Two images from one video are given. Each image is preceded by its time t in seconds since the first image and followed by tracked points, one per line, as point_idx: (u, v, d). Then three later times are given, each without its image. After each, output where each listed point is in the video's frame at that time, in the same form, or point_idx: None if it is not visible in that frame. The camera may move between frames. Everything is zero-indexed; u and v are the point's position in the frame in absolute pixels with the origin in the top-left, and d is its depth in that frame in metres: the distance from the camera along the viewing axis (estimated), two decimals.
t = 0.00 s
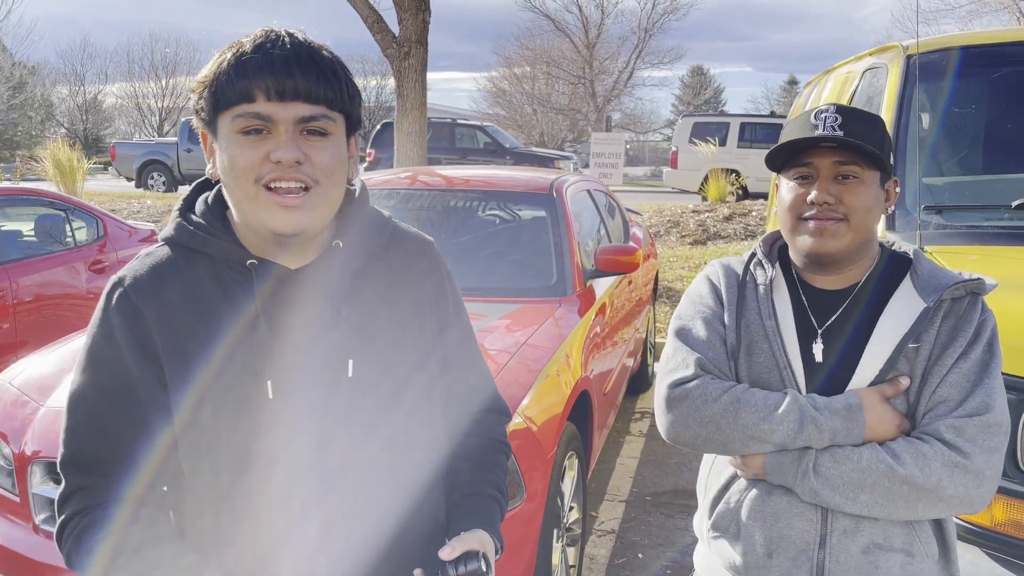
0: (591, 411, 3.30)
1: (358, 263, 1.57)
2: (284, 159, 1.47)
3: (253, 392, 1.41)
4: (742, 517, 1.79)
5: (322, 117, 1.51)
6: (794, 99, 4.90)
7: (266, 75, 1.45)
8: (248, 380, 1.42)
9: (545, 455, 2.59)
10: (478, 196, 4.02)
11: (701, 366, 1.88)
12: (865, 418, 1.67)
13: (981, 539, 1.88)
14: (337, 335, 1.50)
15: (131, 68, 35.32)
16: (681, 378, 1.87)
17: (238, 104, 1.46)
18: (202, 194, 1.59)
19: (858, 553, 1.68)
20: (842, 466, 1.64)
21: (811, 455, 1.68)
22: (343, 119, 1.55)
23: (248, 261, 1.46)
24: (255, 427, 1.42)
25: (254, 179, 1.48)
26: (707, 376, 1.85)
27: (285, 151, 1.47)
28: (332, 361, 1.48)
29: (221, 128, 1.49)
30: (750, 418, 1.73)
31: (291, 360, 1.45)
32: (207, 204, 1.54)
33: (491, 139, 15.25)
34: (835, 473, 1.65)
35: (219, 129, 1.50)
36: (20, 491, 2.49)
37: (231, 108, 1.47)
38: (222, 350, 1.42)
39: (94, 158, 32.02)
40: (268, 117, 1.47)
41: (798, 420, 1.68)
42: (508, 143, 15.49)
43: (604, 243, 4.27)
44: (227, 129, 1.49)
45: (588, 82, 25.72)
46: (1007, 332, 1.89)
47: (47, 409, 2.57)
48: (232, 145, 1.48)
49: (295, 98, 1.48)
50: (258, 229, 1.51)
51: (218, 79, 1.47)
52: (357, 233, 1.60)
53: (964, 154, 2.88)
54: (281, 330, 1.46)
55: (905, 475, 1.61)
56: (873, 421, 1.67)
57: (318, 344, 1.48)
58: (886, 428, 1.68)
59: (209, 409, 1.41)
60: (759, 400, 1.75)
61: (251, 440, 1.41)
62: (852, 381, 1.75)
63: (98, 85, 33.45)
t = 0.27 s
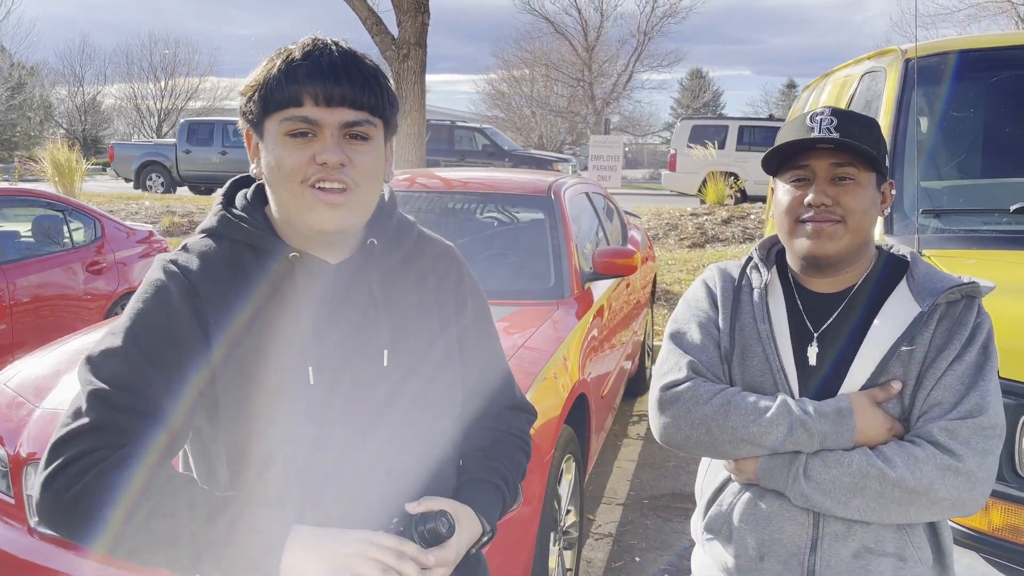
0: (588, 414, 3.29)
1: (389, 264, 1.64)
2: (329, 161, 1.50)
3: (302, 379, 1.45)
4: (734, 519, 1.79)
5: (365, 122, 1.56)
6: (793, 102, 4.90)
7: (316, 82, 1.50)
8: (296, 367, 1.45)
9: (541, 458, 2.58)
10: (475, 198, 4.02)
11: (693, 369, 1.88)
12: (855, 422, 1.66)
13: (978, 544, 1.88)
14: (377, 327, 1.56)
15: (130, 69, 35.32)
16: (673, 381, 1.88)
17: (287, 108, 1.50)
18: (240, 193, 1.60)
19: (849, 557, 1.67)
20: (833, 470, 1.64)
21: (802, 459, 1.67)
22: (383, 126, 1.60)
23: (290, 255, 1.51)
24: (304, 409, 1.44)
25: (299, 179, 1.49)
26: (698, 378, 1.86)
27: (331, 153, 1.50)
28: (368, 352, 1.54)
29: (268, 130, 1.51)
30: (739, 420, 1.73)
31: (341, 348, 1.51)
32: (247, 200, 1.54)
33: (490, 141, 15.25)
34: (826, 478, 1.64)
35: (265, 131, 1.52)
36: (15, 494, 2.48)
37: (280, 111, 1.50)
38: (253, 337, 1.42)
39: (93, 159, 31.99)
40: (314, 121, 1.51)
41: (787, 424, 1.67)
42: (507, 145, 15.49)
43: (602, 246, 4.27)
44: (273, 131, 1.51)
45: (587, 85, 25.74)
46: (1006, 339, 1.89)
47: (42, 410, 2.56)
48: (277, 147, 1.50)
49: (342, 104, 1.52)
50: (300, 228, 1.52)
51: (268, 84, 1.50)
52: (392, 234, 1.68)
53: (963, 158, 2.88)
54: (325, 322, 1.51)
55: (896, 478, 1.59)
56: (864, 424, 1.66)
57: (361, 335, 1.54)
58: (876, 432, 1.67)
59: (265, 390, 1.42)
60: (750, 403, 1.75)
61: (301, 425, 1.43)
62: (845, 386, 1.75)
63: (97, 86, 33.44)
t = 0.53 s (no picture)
0: (586, 415, 3.29)
1: (417, 259, 1.64)
2: (368, 166, 1.52)
3: (330, 369, 1.45)
4: (727, 523, 1.79)
5: (399, 128, 1.57)
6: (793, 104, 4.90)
7: (355, 88, 1.51)
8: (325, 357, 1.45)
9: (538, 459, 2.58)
10: (475, 199, 4.01)
11: (684, 374, 1.88)
12: (845, 425, 1.65)
13: (975, 547, 1.87)
14: (405, 323, 1.56)
15: (130, 68, 35.30)
16: (665, 387, 1.88)
17: (326, 114, 1.51)
18: (274, 188, 1.62)
19: (842, 560, 1.67)
20: (825, 475, 1.63)
21: (793, 464, 1.67)
22: (415, 129, 1.62)
23: (323, 248, 1.51)
24: (330, 399, 1.44)
25: (337, 183, 1.51)
26: (689, 384, 1.86)
27: (368, 158, 1.52)
28: (395, 345, 1.54)
29: (306, 135, 1.53)
30: (729, 426, 1.73)
31: (367, 340, 1.51)
32: (282, 197, 1.57)
33: (490, 142, 15.25)
34: (817, 482, 1.64)
35: (304, 136, 1.54)
36: (11, 492, 2.48)
37: (318, 116, 1.51)
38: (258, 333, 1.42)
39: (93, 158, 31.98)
40: (353, 127, 1.53)
41: (777, 429, 1.67)
42: (507, 146, 15.47)
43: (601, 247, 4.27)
44: (313, 136, 1.53)
45: (587, 86, 25.75)
46: (1004, 342, 1.89)
47: (39, 409, 2.56)
48: (318, 151, 1.52)
49: (378, 110, 1.53)
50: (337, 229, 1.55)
51: (307, 90, 1.51)
52: (421, 232, 1.68)
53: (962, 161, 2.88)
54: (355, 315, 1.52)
55: (887, 481, 1.59)
56: (854, 428, 1.66)
57: (391, 330, 1.54)
58: (866, 435, 1.67)
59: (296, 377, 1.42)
60: (740, 408, 1.75)
61: (327, 412, 1.44)
62: (835, 389, 1.75)
63: (97, 84, 33.41)
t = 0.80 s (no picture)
0: (586, 414, 3.29)
1: (439, 253, 1.63)
2: (374, 159, 1.53)
3: (346, 356, 1.46)
4: (722, 523, 1.79)
5: (405, 120, 1.58)
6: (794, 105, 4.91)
7: (358, 84, 1.53)
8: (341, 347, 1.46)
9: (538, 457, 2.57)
10: (475, 198, 4.01)
11: (679, 374, 1.88)
12: (840, 424, 1.65)
13: (974, 548, 1.87)
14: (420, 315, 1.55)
15: (132, 66, 35.31)
16: (659, 387, 1.87)
17: (333, 112, 1.53)
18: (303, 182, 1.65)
19: (836, 560, 1.67)
20: (821, 474, 1.63)
21: (789, 463, 1.67)
22: (423, 121, 1.62)
23: (346, 242, 1.55)
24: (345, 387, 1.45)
25: (348, 176, 1.53)
26: (684, 384, 1.85)
27: (375, 150, 1.54)
28: (411, 337, 1.53)
29: (319, 133, 1.56)
30: (725, 426, 1.73)
31: (383, 329, 1.51)
32: (311, 192, 1.58)
33: (491, 142, 15.25)
34: (813, 482, 1.63)
35: (318, 135, 1.57)
36: (9, 488, 2.48)
37: (327, 114, 1.54)
38: (262, 324, 1.42)
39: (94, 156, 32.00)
40: (359, 123, 1.54)
41: (772, 428, 1.67)
42: (508, 146, 15.46)
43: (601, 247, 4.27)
44: (324, 135, 1.55)
45: (589, 86, 25.74)
46: (1003, 342, 1.88)
47: (38, 405, 2.56)
48: (328, 149, 1.54)
49: (381, 103, 1.54)
50: (356, 221, 1.57)
51: (315, 90, 1.54)
52: (440, 226, 1.67)
53: (964, 162, 2.88)
54: (373, 305, 1.53)
55: (882, 479, 1.59)
56: (848, 427, 1.65)
57: (406, 321, 1.54)
58: (862, 434, 1.66)
59: (312, 366, 1.44)
60: (736, 409, 1.75)
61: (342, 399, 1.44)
62: (830, 389, 1.74)
63: (99, 82, 33.42)
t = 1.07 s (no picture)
0: (586, 414, 3.29)
1: (452, 251, 1.66)
2: (398, 155, 1.55)
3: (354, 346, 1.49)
4: (718, 522, 1.79)
5: (430, 123, 1.61)
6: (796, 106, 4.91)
7: (389, 84, 1.56)
8: (347, 335, 1.50)
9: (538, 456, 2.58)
10: (477, 198, 4.01)
11: (674, 372, 1.88)
12: (835, 422, 1.65)
13: (973, 549, 1.87)
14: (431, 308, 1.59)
15: (135, 65, 35.34)
16: (654, 384, 1.88)
17: (362, 109, 1.57)
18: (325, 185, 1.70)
19: (831, 559, 1.67)
20: (816, 470, 1.63)
21: (784, 460, 1.67)
22: (446, 127, 1.65)
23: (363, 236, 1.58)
24: (352, 375, 1.49)
25: (371, 171, 1.55)
26: (679, 381, 1.86)
27: (399, 148, 1.56)
28: (423, 328, 1.57)
29: (347, 130, 1.59)
30: (719, 422, 1.73)
31: (397, 320, 1.54)
32: (331, 190, 1.63)
33: (493, 142, 15.26)
34: (808, 479, 1.64)
35: (345, 131, 1.59)
36: (11, 484, 2.49)
37: (356, 112, 1.57)
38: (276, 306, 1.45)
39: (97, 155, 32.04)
40: (387, 121, 1.57)
41: (766, 424, 1.67)
42: (511, 146, 15.40)
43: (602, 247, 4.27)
44: (351, 130, 1.58)
45: (592, 87, 25.75)
46: (1005, 343, 1.88)
47: (40, 401, 2.57)
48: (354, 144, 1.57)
49: (409, 105, 1.58)
50: (374, 215, 1.58)
51: (346, 86, 1.57)
52: (454, 226, 1.70)
53: (965, 164, 2.88)
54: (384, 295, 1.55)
55: (877, 476, 1.59)
56: (843, 425, 1.65)
57: (416, 314, 1.57)
58: (856, 432, 1.67)
59: (322, 350, 1.47)
60: (730, 405, 1.75)
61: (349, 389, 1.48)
62: (824, 387, 1.75)
63: (103, 81, 33.46)
